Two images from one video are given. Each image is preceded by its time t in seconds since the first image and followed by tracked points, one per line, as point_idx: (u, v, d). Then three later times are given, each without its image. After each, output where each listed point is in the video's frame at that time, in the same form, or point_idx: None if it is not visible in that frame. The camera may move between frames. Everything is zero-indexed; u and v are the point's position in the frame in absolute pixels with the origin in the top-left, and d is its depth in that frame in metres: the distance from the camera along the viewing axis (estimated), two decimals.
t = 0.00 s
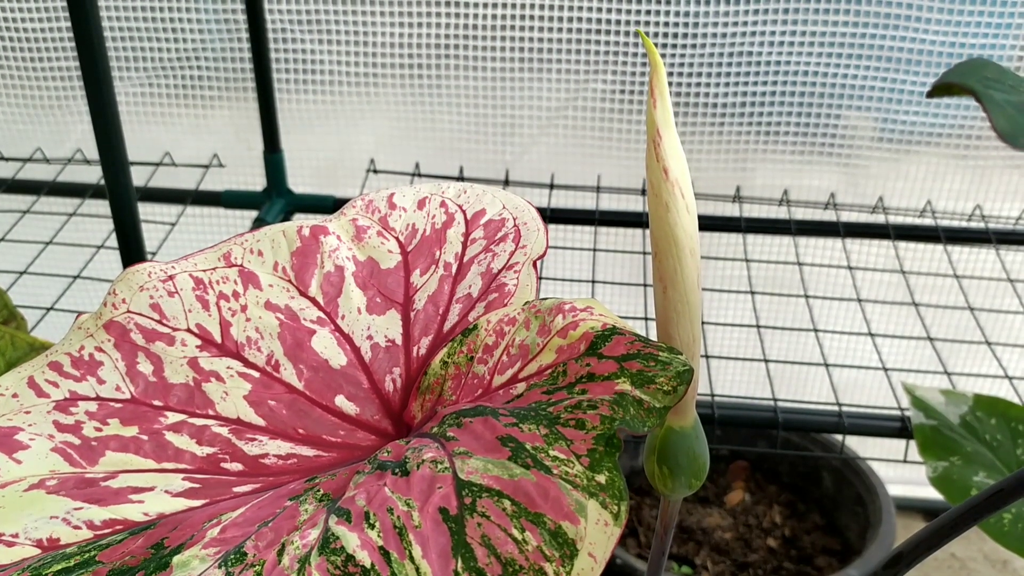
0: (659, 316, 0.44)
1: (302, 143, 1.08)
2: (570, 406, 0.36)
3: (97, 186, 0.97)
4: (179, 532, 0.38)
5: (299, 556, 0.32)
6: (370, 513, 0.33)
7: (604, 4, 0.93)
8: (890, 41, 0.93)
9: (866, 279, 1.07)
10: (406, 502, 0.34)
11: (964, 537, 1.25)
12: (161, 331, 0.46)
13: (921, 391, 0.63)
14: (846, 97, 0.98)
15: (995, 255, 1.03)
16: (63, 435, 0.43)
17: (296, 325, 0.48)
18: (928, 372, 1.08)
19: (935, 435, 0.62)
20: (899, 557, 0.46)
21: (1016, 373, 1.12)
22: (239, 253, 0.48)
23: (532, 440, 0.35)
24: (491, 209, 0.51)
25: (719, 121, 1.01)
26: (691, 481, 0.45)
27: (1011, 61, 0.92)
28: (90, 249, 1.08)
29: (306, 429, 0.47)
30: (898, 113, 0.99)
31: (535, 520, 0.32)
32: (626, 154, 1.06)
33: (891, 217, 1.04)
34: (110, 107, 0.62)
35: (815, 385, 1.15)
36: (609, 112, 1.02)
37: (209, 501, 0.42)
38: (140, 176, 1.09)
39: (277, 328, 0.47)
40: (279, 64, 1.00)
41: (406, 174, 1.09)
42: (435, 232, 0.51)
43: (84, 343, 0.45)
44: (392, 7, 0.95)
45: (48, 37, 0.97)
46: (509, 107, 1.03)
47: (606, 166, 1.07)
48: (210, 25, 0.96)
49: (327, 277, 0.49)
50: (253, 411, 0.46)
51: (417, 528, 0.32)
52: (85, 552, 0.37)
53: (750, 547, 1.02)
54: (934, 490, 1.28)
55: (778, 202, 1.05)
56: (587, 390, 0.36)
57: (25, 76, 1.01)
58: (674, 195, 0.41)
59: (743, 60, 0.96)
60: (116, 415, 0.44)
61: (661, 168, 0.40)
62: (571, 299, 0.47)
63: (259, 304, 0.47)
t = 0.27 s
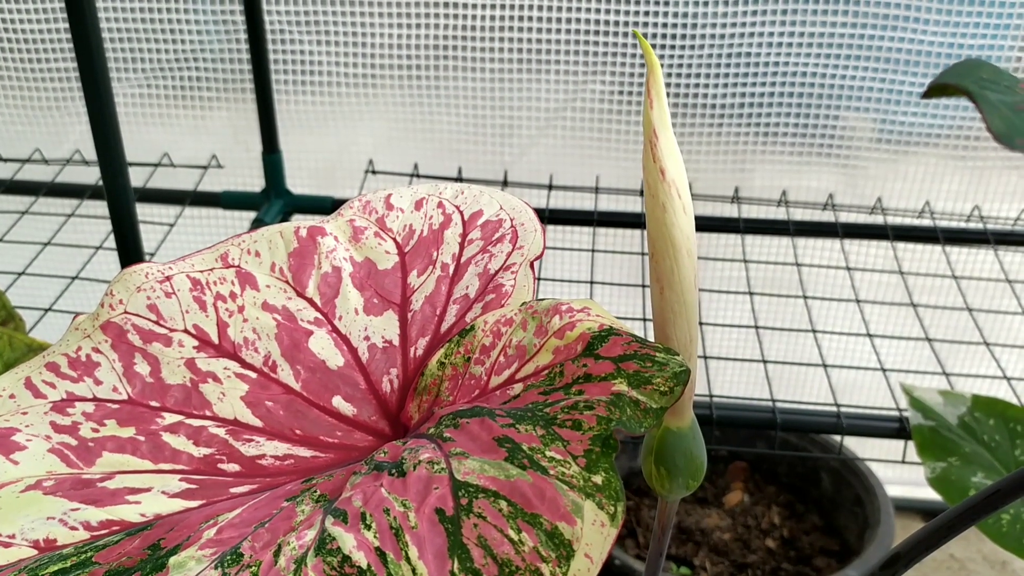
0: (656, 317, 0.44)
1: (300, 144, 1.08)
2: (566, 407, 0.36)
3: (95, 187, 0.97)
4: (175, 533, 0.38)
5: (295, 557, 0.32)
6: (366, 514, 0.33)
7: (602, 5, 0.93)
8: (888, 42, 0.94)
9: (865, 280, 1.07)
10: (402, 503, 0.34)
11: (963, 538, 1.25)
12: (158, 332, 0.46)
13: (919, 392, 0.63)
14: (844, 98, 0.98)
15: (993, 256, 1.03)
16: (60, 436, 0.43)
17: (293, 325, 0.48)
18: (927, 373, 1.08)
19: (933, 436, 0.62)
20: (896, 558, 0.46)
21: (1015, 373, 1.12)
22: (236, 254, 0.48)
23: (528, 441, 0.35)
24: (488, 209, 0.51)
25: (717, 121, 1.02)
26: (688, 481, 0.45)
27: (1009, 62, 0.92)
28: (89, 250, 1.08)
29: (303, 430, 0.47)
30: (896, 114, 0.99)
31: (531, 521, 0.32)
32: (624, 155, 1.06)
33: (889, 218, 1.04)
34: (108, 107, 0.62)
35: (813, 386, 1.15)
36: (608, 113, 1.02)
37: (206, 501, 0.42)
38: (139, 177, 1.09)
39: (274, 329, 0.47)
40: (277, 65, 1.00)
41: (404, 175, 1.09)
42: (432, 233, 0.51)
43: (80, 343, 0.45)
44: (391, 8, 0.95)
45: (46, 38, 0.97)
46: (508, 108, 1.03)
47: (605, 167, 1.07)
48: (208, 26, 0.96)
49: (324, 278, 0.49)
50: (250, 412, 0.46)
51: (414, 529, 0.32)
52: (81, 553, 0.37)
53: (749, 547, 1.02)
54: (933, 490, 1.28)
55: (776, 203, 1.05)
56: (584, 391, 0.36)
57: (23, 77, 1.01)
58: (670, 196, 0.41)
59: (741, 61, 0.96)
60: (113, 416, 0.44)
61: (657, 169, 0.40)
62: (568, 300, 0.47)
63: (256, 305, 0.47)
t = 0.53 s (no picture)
0: (659, 316, 0.44)
1: (301, 144, 1.08)
2: (570, 406, 0.36)
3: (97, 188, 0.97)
4: (179, 533, 0.38)
5: (299, 557, 0.32)
6: (371, 513, 0.34)
7: (603, 5, 0.93)
8: (889, 43, 0.94)
9: (866, 281, 1.07)
10: (407, 503, 0.34)
11: (963, 538, 1.25)
12: (161, 331, 0.46)
13: (921, 391, 0.63)
14: (845, 99, 0.98)
15: (995, 257, 1.03)
16: (63, 436, 0.43)
17: (296, 325, 0.48)
18: (928, 373, 1.08)
19: (934, 436, 0.62)
20: (899, 558, 0.46)
21: (1016, 373, 1.12)
22: (239, 254, 0.48)
23: (532, 440, 0.35)
24: (491, 209, 0.51)
25: (718, 122, 1.02)
26: (691, 481, 0.45)
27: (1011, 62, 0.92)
28: (90, 250, 1.08)
29: (306, 430, 0.47)
30: (897, 115, 0.99)
31: (536, 521, 0.32)
32: (626, 155, 1.06)
33: (890, 219, 1.04)
34: (110, 106, 0.62)
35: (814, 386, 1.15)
36: (609, 114, 1.02)
37: (210, 501, 0.42)
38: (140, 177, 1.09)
39: (277, 329, 0.47)
40: (279, 66, 1.00)
41: (405, 175, 1.09)
42: (435, 233, 0.51)
43: (84, 343, 0.45)
44: (392, 9, 0.95)
45: (47, 38, 0.97)
46: (509, 108, 1.03)
47: (606, 167, 1.07)
48: (210, 27, 0.96)
49: (327, 278, 0.49)
50: (253, 412, 0.46)
51: (418, 529, 0.32)
52: (86, 552, 0.37)
53: (750, 548, 1.02)
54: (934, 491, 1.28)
55: (777, 203, 1.05)
56: (588, 391, 0.36)
57: (24, 77, 1.01)
58: (674, 196, 0.41)
59: (742, 61, 0.96)
60: (117, 416, 0.44)
61: (661, 168, 0.40)
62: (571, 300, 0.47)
63: (259, 305, 0.47)
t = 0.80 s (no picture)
0: (657, 317, 0.44)
1: (301, 145, 1.08)
2: (569, 407, 0.36)
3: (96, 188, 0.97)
4: (178, 533, 0.38)
5: (298, 557, 0.32)
6: (369, 514, 0.33)
7: (602, 6, 0.93)
8: (888, 43, 0.94)
9: (865, 281, 1.07)
10: (405, 503, 0.34)
11: (963, 539, 1.25)
12: (160, 332, 0.46)
13: (920, 393, 0.63)
14: (844, 99, 0.98)
15: (994, 257, 1.03)
16: (62, 436, 0.43)
17: (295, 326, 0.48)
18: (927, 374, 1.08)
19: (933, 437, 0.62)
20: (898, 558, 0.46)
21: (1015, 374, 1.12)
22: (238, 255, 0.48)
23: (531, 441, 0.35)
24: (490, 210, 0.51)
25: (717, 122, 1.02)
26: (690, 482, 0.45)
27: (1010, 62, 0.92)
28: (89, 251, 1.08)
29: (305, 430, 0.46)
30: (897, 115, 0.99)
31: (534, 521, 0.32)
32: (625, 155, 1.06)
33: (889, 219, 1.04)
34: (109, 105, 0.62)
35: (814, 386, 1.15)
36: (608, 114, 1.02)
37: (208, 502, 0.42)
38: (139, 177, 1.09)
39: (276, 329, 0.47)
40: (278, 66, 1.00)
41: (405, 176, 1.09)
42: (434, 233, 0.51)
43: (82, 344, 0.45)
44: (391, 9, 0.95)
45: (47, 38, 0.97)
46: (508, 109, 1.03)
47: (605, 168, 1.07)
48: (209, 27, 0.96)
49: (326, 278, 0.49)
50: (252, 412, 0.46)
51: (417, 529, 0.32)
52: (84, 553, 0.37)
53: (749, 548, 1.02)
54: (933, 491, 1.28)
55: (777, 204, 1.05)
56: (587, 391, 0.36)
57: (24, 77, 1.01)
58: (672, 196, 0.41)
59: (741, 61, 0.96)
60: (115, 416, 0.44)
61: (660, 168, 0.40)
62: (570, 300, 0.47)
63: (258, 305, 0.47)
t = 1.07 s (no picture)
0: (656, 318, 0.44)
1: (300, 145, 1.08)
2: (568, 407, 0.36)
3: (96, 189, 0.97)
4: (176, 534, 0.38)
5: (296, 559, 0.32)
6: (368, 515, 0.33)
7: (602, 7, 0.93)
8: (887, 44, 0.94)
9: (865, 282, 1.07)
10: (404, 504, 0.34)
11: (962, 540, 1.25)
12: (159, 333, 0.46)
13: (919, 393, 0.63)
14: (843, 100, 0.98)
15: (993, 258, 1.03)
16: (60, 437, 0.43)
17: (294, 327, 0.48)
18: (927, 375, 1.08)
19: (933, 438, 0.62)
20: (897, 560, 0.46)
21: (1014, 375, 1.12)
22: (236, 256, 0.48)
23: (530, 442, 0.35)
24: (489, 210, 0.51)
25: (717, 123, 1.02)
26: (689, 483, 0.45)
27: (1009, 63, 0.92)
28: (89, 251, 1.08)
29: (304, 431, 0.46)
30: (896, 116, 0.99)
31: (533, 522, 0.32)
32: (625, 155, 1.06)
33: (889, 220, 1.04)
34: (108, 105, 0.62)
35: (813, 387, 1.15)
36: (608, 114, 1.02)
37: (207, 503, 0.42)
38: (138, 178, 1.09)
39: (275, 330, 0.47)
40: (278, 66, 1.00)
41: (404, 177, 1.09)
42: (433, 234, 0.50)
43: (81, 345, 0.45)
44: (391, 10, 0.95)
45: (47, 39, 0.97)
46: (508, 109, 1.03)
47: (605, 169, 1.07)
48: (209, 27, 0.96)
49: (325, 279, 0.49)
50: (250, 413, 0.46)
51: (415, 531, 0.32)
52: (82, 554, 0.37)
53: (749, 549, 1.02)
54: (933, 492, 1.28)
55: (776, 205, 1.05)
56: (586, 392, 0.36)
57: (23, 77, 1.01)
58: (672, 197, 0.41)
59: (741, 62, 0.96)
60: (114, 418, 0.44)
61: (659, 169, 0.40)
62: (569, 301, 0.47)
63: (257, 306, 0.47)
